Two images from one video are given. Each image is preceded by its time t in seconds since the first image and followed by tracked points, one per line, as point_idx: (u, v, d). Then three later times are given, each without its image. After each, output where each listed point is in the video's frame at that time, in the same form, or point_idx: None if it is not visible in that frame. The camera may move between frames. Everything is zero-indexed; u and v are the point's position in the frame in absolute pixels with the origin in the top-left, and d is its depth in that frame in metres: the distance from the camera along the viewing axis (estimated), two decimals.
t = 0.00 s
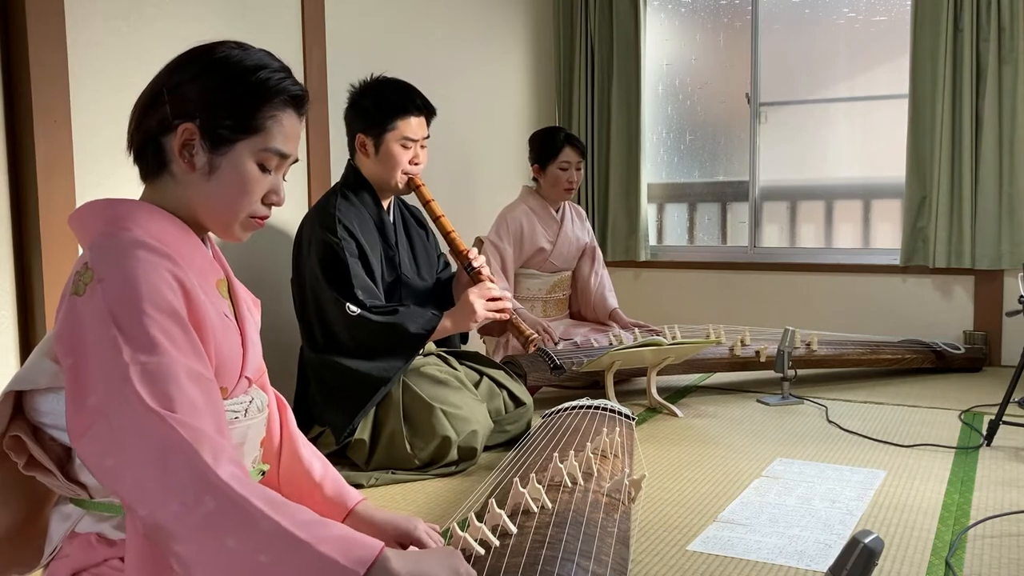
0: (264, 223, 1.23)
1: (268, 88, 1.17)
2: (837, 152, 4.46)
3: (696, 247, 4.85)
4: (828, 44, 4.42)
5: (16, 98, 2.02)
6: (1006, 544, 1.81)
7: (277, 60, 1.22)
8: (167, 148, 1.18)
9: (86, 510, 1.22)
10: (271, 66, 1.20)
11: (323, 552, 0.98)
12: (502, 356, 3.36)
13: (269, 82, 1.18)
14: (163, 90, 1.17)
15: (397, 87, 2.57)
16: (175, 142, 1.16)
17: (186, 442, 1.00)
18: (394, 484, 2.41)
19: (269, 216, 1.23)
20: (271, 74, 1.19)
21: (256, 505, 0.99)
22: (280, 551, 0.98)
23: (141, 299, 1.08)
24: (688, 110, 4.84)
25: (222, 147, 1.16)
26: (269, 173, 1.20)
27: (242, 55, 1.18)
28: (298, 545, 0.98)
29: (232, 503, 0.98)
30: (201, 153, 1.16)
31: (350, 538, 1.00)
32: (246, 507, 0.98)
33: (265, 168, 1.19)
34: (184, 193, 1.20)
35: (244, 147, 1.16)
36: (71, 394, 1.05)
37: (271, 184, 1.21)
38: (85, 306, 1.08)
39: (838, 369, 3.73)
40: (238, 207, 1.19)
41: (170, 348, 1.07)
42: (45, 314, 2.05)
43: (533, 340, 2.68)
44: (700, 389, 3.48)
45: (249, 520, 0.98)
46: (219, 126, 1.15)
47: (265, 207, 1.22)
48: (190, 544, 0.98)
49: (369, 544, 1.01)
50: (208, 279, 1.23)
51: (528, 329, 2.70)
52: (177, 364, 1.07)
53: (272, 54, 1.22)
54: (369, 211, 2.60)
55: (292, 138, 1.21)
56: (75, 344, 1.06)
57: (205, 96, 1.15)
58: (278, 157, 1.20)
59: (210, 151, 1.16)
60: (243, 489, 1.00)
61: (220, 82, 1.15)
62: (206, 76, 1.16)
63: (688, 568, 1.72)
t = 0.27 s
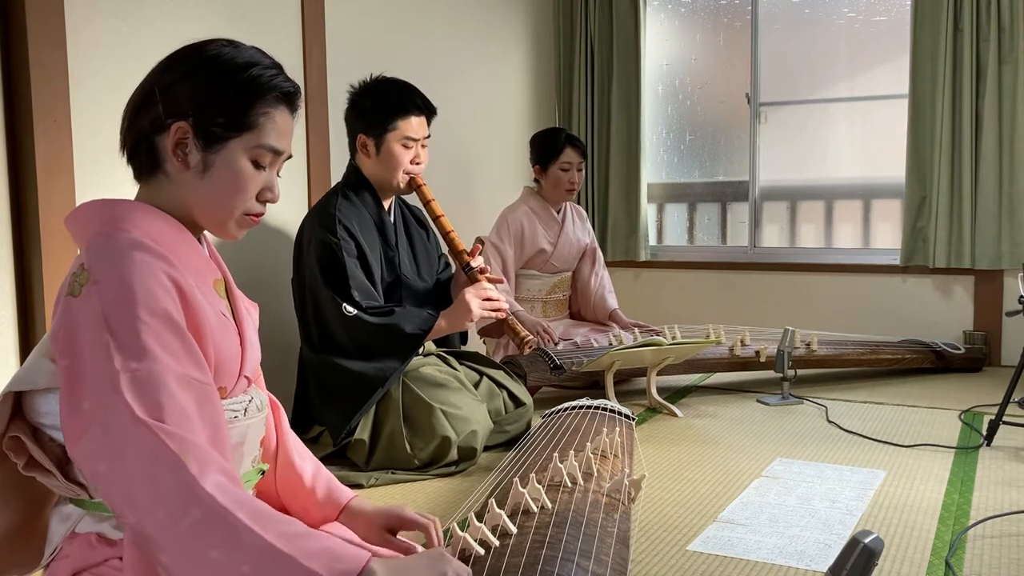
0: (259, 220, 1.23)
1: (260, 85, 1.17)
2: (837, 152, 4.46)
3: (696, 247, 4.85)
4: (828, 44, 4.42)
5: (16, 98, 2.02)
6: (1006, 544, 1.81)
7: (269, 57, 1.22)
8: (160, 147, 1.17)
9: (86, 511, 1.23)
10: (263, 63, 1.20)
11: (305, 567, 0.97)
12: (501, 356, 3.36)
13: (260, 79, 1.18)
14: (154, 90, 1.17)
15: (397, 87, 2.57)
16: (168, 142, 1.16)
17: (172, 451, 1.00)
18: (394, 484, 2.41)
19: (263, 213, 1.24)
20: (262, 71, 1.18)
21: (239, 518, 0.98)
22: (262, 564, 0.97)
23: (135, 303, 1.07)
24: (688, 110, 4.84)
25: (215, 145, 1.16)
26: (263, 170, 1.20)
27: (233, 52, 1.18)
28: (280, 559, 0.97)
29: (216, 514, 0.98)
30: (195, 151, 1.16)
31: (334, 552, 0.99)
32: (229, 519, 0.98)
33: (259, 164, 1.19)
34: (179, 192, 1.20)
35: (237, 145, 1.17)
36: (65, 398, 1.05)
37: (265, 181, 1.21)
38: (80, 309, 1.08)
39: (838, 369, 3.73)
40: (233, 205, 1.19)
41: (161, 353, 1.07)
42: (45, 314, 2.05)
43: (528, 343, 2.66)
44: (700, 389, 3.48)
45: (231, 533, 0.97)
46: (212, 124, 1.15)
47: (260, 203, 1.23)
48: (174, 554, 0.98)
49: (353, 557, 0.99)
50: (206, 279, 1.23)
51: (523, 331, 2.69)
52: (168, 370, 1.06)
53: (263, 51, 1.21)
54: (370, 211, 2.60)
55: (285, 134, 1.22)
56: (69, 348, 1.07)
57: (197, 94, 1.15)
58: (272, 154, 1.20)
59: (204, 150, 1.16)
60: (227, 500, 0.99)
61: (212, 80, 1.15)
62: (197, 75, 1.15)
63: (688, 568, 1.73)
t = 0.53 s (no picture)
0: (257, 218, 1.23)
1: (255, 83, 1.17)
2: (837, 152, 4.46)
3: (696, 247, 4.85)
4: (827, 44, 4.42)
5: (16, 98, 2.02)
6: (1006, 544, 1.81)
7: (264, 53, 1.22)
8: (157, 147, 1.17)
9: (86, 511, 1.23)
10: (258, 60, 1.19)
11: None
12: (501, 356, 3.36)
13: (255, 77, 1.18)
14: (150, 89, 1.16)
15: (398, 87, 2.57)
16: (165, 141, 1.16)
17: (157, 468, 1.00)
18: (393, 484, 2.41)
19: (262, 211, 1.24)
20: (258, 68, 1.18)
21: (220, 537, 0.97)
22: None
23: (128, 309, 1.07)
24: (688, 109, 4.84)
25: (213, 143, 1.16)
26: (260, 167, 1.20)
27: (228, 50, 1.18)
28: None
29: (197, 533, 0.97)
30: (192, 150, 1.16)
31: None
32: (209, 538, 0.97)
33: (257, 162, 1.19)
34: (177, 191, 1.20)
35: (234, 143, 1.17)
36: (62, 400, 1.06)
37: (263, 178, 1.22)
38: (77, 312, 1.08)
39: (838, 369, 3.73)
40: (231, 203, 1.19)
41: (153, 363, 1.06)
42: (45, 314, 2.05)
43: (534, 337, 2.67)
44: (700, 389, 3.48)
45: (211, 552, 0.97)
46: (209, 123, 1.15)
47: (258, 201, 1.23)
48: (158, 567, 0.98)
49: None
50: (206, 279, 1.23)
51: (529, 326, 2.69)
52: (159, 380, 1.05)
53: (258, 48, 1.21)
54: (371, 212, 2.60)
55: (282, 131, 1.22)
56: (64, 353, 1.07)
57: (193, 94, 1.14)
58: (269, 151, 1.20)
59: (201, 148, 1.16)
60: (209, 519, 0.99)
61: (207, 79, 1.15)
62: (192, 74, 1.15)
63: (688, 568, 1.73)
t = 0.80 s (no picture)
0: (260, 216, 1.24)
1: (255, 81, 1.17)
2: (837, 152, 4.46)
3: (696, 247, 4.85)
4: (827, 44, 4.42)
5: (16, 98, 2.02)
6: (1006, 544, 1.81)
7: (263, 51, 1.22)
8: (157, 147, 1.17)
9: (88, 510, 1.24)
10: (257, 58, 1.19)
11: None
12: (501, 356, 3.36)
13: (255, 75, 1.18)
14: (150, 90, 1.17)
15: (406, 92, 2.57)
16: (166, 141, 1.16)
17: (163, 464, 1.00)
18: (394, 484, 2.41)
19: (264, 209, 1.24)
20: (257, 66, 1.18)
21: (228, 531, 0.98)
22: None
23: (132, 308, 1.07)
24: (688, 110, 4.84)
25: (213, 142, 1.16)
26: (262, 166, 1.20)
27: (227, 49, 1.18)
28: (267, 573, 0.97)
29: (205, 527, 0.98)
30: (193, 150, 1.16)
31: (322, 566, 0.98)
32: (218, 532, 0.97)
33: (258, 161, 1.20)
34: (179, 191, 1.20)
35: (235, 142, 1.17)
36: (65, 400, 1.06)
37: (265, 177, 1.22)
38: (80, 311, 1.08)
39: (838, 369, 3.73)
40: (233, 202, 1.19)
41: (158, 360, 1.06)
42: (45, 315, 2.05)
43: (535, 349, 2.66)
44: (700, 389, 3.48)
45: (219, 546, 0.97)
46: (209, 122, 1.15)
47: (261, 200, 1.23)
48: (165, 563, 0.98)
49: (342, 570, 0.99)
50: (209, 279, 1.23)
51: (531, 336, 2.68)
52: (163, 377, 1.06)
53: (258, 46, 1.21)
54: (373, 215, 2.60)
55: (282, 129, 1.22)
56: (67, 353, 1.07)
57: (192, 93, 1.14)
58: (270, 149, 1.20)
59: (202, 148, 1.16)
60: (217, 513, 0.99)
61: (206, 78, 1.15)
62: (192, 73, 1.15)
63: (687, 568, 1.72)
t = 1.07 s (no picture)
0: (272, 216, 1.24)
1: (266, 81, 1.17)
2: (837, 152, 4.46)
3: (696, 247, 4.85)
4: (827, 44, 4.42)
5: (16, 98, 2.02)
6: (1006, 544, 1.81)
7: (273, 51, 1.21)
8: (170, 147, 1.17)
9: (94, 507, 1.22)
10: (268, 58, 1.19)
11: (331, 562, 0.99)
12: (501, 356, 3.36)
13: (266, 74, 1.17)
14: (162, 90, 1.16)
15: (413, 94, 2.57)
16: (178, 141, 1.16)
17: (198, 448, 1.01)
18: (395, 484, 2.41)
19: (276, 209, 1.24)
20: (268, 65, 1.18)
21: (266, 514, 1.00)
22: (288, 561, 0.99)
23: (157, 301, 1.07)
24: (688, 110, 4.84)
25: (225, 142, 1.16)
26: (273, 165, 1.20)
27: (238, 49, 1.18)
28: (306, 555, 0.99)
29: (243, 511, 0.99)
30: (205, 150, 1.16)
31: (356, 548, 1.01)
32: (257, 516, 0.99)
33: (269, 160, 1.19)
34: (192, 191, 1.20)
35: (247, 142, 1.17)
36: (87, 394, 1.05)
37: (276, 176, 1.21)
38: (102, 306, 1.08)
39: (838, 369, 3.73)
40: (245, 202, 1.19)
41: (185, 350, 1.07)
42: (45, 315, 2.05)
43: (523, 360, 2.63)
44: (700, 389, 3.48)
45: (258, 529, 0.99)
46: (220, 122, 1.15)
47: (273, 199, 1.23)
48: (202, 547, 1.00)
49: (376, 555, 1.02)
50: (222, 279, 1.22)
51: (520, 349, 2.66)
52: (192, 366, 1.06)
53: (268, 46, 1.21)
54: (374, 215, 2.60)
55: (294, 128, 1.21)
56: (89, 346, 1.07)
57: (204, 93, 1.14)
58: (281, 149, 1.20)
59: (214, 148, 1.16)
60: (254, 497, 1.01)
61: (218, 78, 1.15)
62: (203, 73, 1.15)
63: (688, 568, 1.72)
